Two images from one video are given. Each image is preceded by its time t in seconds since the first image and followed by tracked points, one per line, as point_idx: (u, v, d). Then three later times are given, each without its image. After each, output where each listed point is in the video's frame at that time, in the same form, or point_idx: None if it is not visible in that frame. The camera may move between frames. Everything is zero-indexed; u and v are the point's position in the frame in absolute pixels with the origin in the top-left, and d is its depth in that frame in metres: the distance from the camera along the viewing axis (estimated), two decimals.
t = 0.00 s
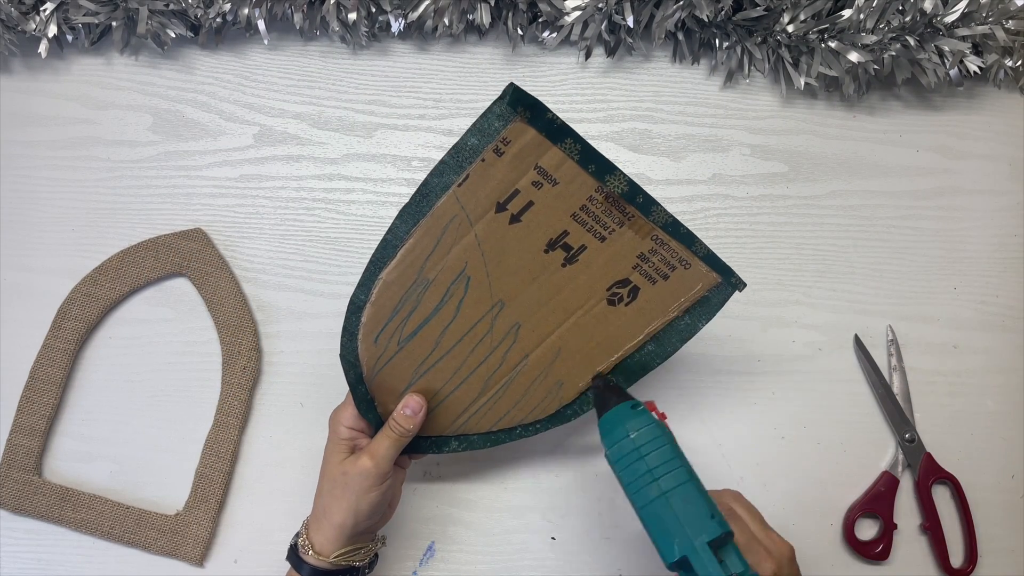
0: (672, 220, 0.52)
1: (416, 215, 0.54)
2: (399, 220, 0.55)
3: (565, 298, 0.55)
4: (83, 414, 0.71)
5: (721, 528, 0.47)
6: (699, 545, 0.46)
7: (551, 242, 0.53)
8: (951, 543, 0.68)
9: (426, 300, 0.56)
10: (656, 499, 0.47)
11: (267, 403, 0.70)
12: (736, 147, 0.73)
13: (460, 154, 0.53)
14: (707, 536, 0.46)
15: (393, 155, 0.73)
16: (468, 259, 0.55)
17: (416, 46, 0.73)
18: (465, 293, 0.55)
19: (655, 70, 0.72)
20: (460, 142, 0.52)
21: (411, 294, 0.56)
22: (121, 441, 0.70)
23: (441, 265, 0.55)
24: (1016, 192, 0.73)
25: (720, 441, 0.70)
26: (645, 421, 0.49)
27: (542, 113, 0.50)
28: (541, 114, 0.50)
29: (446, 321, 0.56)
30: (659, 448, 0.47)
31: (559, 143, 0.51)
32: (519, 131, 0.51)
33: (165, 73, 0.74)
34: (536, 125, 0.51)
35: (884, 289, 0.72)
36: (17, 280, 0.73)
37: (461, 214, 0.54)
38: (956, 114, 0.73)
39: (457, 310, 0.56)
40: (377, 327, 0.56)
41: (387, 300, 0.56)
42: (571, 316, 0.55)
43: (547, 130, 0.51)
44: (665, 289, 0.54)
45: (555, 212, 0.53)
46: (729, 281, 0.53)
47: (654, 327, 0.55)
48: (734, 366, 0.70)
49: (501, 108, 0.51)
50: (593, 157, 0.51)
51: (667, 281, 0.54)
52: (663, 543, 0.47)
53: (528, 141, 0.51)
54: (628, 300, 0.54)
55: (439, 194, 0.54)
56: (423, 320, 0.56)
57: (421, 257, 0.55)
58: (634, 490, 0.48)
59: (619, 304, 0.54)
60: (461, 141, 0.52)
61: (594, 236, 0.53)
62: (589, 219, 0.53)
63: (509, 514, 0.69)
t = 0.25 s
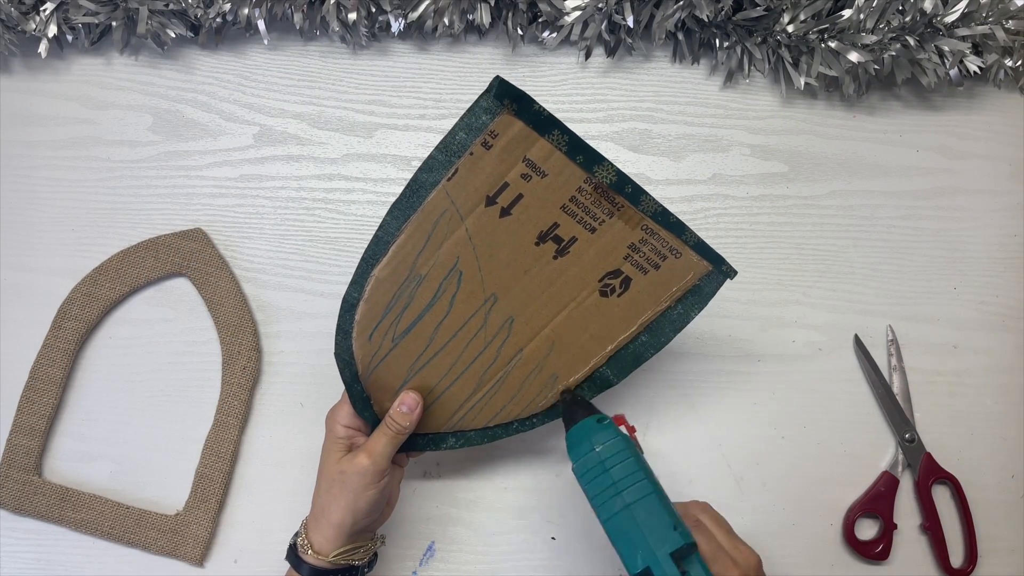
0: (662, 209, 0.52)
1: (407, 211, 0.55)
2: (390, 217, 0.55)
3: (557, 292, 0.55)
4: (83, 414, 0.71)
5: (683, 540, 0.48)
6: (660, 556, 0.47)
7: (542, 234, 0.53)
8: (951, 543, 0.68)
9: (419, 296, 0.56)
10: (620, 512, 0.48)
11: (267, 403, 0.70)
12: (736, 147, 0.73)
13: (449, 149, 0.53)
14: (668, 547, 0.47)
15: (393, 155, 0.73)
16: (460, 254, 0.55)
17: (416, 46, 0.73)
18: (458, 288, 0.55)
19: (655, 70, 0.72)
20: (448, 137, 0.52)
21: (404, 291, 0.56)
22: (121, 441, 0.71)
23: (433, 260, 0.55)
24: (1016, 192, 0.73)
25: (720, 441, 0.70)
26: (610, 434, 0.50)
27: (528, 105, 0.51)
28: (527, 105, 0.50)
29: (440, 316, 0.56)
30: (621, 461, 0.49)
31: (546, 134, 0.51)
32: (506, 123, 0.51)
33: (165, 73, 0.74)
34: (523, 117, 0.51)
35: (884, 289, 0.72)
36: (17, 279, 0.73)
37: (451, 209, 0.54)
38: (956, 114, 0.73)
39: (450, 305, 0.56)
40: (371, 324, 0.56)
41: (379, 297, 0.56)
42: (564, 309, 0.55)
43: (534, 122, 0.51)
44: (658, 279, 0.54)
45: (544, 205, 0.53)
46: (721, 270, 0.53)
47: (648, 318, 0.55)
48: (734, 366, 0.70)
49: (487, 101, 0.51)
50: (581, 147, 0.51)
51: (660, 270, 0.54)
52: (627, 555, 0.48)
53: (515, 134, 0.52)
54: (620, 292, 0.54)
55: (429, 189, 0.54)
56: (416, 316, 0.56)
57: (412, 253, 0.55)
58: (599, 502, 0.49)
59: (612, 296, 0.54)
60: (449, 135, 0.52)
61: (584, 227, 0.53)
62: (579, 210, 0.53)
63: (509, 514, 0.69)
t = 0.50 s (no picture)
0: (670, 217, 0.53)
1: (417, 213, 0.55)
2: (401, 219, 0.55)
3: (566, 295, 0.55)
4: (83, 414, 0.71)
5: (760, 490, 0.47)
6: (745, 508, 0.46)
7: (552, 238, 0.54)
8: (951, 543, 0.68)
9: (427, 298, 0.56)
10: (698, 461, 0.46)
11: (267, 403, 0.70)
12: (736, 147, 0.73)
13: (461, 153, 0.54)
14: (746, 499, 0.46)
15: (394, 155, 0.73)
16: (469, 257, 0.55)
17: (416, 46, 0.73)
18: (467, 291, 0.56)
19: (655, 70, 0.72)
20: (461, 141, 0.53)
21: (413, 292, 0.56)
22: (121, 441, 0.71)
23: (442, 262, 0.55)
24: (1016, 192, 0.73)
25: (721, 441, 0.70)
26: (683, 382, 0.48)
27: (542, 111, 0.51)
28: (541, 112, 0.51)
29: (448, 318, 0.56)
30: (700, 411, 0.47)
31: (559, 140, 0.52)
32: (519, 128, 0.52)
33: (165, 73, 0.74)
34: (536, 123, 0.52)
35: (884, 289, 0.72)
36: (17, 280, 0.73)
37: (462, 213, 0.54)
38: (956, 114, 0.73)
39: (459, 307, 0.56)
40: (379, 325, 0.57)
41: (388, 298, 0.56)
42: (572, 313, 0.55)
43: (547, 128, 0.52)
44: (666, 286, 0.54)
45: (555, 209, 0.54)
46: (728, 278, 0.54)
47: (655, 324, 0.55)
48: (735, 366, 0.70)
49: (501, 107, 0.52)
50: (593, 154, 0.52)
51: (667, 277, 0.54)
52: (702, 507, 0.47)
53: (528, 139, 0.52)
54: (628, 297, 0.55)
55: (440, 192, 0.55)
56: (424, 318, 0.56)
57: (422, 255, 0.55)
58: (672, 451, 0.47)
59: (619, 301, 0.55)
60: (462, 139, 0.53)
61: (594, 232, 0.54)
62: (589, 215, 0.54)
63: (509, 514, 0.69)
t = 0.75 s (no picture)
0: (676, 226, 0.52)
1: (421, 216, 0.55)
2: (405, 222, 0.55)
3: (569, 302, 0.55)
4: (83, 414, 0.71)
5: (821, 479, 0.46)
6: (801, 498, 0.45)
7: (556, 245, 0.54)
8: (951, 543, 0.68)
9: (430, 301, 0.56)
10: (755, 444, 0.45)
11: (267, 403, 0.70)
12: (736, 147, 0.73)
13: (466, 157, 0.53)
14: (808, 488, 0.45)
15: (394, 155, 0.73)
16: (472, 262, 0.55)
17: (416, 46, 0.73)
18: (470, 296, 0.56)
19: (655, 70, 0.72)
20: (465, 145, 0.53)
21: (416, 295, 0.56)
22: (121, 441, 0.70)
23: (445, 266, 0.55)
24: (1016, 192, 0.73)
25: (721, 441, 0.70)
26: (751, 360, 0.47)
27: (548, 118, 0.51)
28: (546, 117, 0.51)
29: (451, 323, 0.56)
30: (762, 394, 0.46)
31: (564, 148, 0.52)
32: (524, 135, 0.52)
33: (165, 73, 0.74)
34: (541, 129, 0.51)
35: (884, 289, 0.72)
36: (17, 279, 0.73)
37: (466, 217, 0.54)
38: (956, 113, 0.73)
39: (462, 312, 0.56)
40: (382, 327, 0.57)
41: (392, 301, 0.56)
42: (575, 320, 0.55)
43: (553, 134, 0.51)
44: (670, 295, 0.54)
45: (559, 216, 0.53)
46: (735, 288, 0.53)
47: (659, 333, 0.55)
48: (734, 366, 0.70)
49: (507, 113, 0.52)
50: (598, 162, 0.52)
51: (672, 287, 0.54)
52: (757, 493, 0.46)
53: (533, 145, 0.52)
54: (631, 306, 0.54)
55: (444, 195, 0.54)
56: (427, 321, 0.56)
57: (425, 258, 0.55)
58: (729, 432, 0.46)
59: (622, 309, 0.54)
60: (466, 144, 0.53)
61: (598, 240, 0.53)
62: (593, 223, 0.53)
63: (509, 514, 0.69)
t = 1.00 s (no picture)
0: (646, 188, 0.51)
1: (393, 207, 0.54)
2: (377, 213, 0.55)
3: (551, 279, 0.54)
4: (83, 414, 0.71)
5: (659, 543, 0.47)
6: (636, 561, 0.46)
7: (530, 221, 0.53)
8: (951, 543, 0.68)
9: (412, 291, 0.56)
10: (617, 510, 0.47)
11: (267, 403, 0.70)
12: (736, 147, 0.73)
13: (429, 140, 0.53)
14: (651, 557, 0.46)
15: (394, 155, 0.73)
16: (449, 247, 0.54)
17: (416, 46, 0.73)
18: (450, 281, 0.55)
19: (655, 70, 0.72)
20: (427, 128, 0.52)
21: (397, 287, 0.55)
22: (121, 441, 0.71)
23: (422, 254, 0.55)
24: (1016, 192, 0.73)
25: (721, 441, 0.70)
26: (587, 437, 0.49)
27: (504, 91, 0.50)
28: (503, 91, 0.50)
29: (435, 309, 0.56)
30: (597, 465, 0.48)
31: (525, 119, 0.51)
32: (483, 111, 0.51)
33: (165, 73, 0.74)
34: (499, 104, 0.51)
35: (884, 289, 0.72)
36: (17, 279, 0.73)
37: (437, 202, 0.54)
38: (956, 113, 0.73)
39: (444, 298, 0.55)
40: (367, 323, 0.56)
41: (373, 295, 0.56)
42: (559, 297, 0.55)
43: (513, 107, 0.51)
44: (649, 260, 0.53)
45: (530, 190, 0.52)
46: (710, 245, 0.52)
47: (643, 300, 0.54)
48: (735, 366, 0.70)
49: (463, 90, 0.51)
50: (561, 131, 0.51)
51: (650, 252, 0.53)
52: (602, 557, 0.48)
53: (493, 121, 0.51)
54: (613, 275, 0.54)
55: (413, 183, 0.54)
56: (410, 311, 0.56)
57: (401, 248, 0.55)
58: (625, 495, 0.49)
59: (605, 280, 0.54)
60: (427, 127, 0.52)
61: (570, 211, 0.53)
62: (565, 195, 0.52)
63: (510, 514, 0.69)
